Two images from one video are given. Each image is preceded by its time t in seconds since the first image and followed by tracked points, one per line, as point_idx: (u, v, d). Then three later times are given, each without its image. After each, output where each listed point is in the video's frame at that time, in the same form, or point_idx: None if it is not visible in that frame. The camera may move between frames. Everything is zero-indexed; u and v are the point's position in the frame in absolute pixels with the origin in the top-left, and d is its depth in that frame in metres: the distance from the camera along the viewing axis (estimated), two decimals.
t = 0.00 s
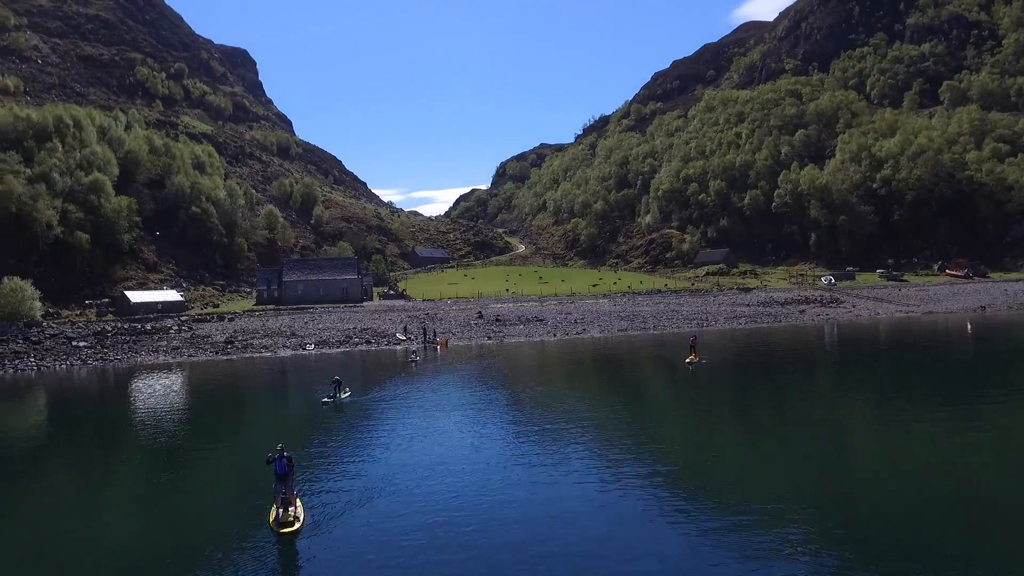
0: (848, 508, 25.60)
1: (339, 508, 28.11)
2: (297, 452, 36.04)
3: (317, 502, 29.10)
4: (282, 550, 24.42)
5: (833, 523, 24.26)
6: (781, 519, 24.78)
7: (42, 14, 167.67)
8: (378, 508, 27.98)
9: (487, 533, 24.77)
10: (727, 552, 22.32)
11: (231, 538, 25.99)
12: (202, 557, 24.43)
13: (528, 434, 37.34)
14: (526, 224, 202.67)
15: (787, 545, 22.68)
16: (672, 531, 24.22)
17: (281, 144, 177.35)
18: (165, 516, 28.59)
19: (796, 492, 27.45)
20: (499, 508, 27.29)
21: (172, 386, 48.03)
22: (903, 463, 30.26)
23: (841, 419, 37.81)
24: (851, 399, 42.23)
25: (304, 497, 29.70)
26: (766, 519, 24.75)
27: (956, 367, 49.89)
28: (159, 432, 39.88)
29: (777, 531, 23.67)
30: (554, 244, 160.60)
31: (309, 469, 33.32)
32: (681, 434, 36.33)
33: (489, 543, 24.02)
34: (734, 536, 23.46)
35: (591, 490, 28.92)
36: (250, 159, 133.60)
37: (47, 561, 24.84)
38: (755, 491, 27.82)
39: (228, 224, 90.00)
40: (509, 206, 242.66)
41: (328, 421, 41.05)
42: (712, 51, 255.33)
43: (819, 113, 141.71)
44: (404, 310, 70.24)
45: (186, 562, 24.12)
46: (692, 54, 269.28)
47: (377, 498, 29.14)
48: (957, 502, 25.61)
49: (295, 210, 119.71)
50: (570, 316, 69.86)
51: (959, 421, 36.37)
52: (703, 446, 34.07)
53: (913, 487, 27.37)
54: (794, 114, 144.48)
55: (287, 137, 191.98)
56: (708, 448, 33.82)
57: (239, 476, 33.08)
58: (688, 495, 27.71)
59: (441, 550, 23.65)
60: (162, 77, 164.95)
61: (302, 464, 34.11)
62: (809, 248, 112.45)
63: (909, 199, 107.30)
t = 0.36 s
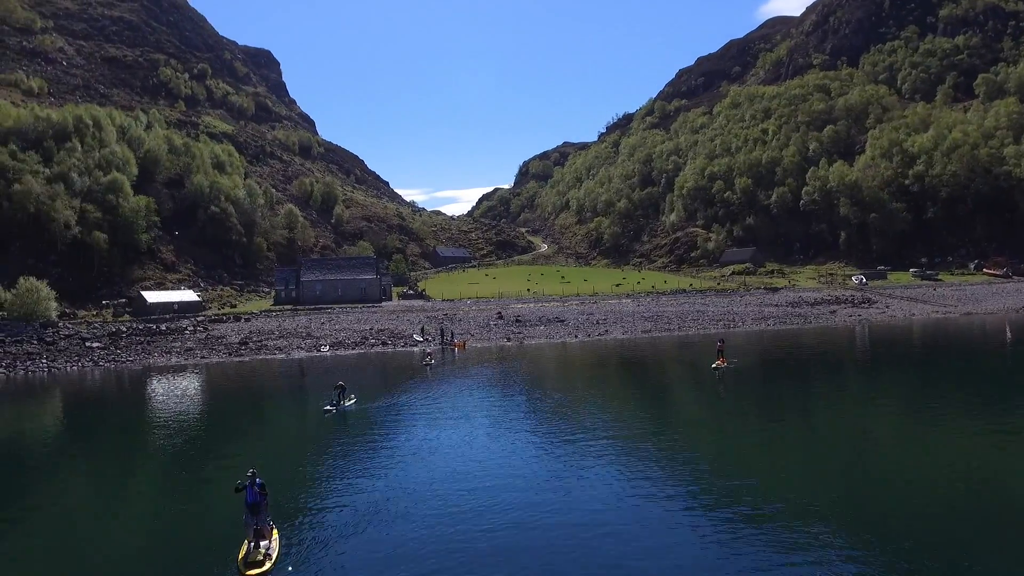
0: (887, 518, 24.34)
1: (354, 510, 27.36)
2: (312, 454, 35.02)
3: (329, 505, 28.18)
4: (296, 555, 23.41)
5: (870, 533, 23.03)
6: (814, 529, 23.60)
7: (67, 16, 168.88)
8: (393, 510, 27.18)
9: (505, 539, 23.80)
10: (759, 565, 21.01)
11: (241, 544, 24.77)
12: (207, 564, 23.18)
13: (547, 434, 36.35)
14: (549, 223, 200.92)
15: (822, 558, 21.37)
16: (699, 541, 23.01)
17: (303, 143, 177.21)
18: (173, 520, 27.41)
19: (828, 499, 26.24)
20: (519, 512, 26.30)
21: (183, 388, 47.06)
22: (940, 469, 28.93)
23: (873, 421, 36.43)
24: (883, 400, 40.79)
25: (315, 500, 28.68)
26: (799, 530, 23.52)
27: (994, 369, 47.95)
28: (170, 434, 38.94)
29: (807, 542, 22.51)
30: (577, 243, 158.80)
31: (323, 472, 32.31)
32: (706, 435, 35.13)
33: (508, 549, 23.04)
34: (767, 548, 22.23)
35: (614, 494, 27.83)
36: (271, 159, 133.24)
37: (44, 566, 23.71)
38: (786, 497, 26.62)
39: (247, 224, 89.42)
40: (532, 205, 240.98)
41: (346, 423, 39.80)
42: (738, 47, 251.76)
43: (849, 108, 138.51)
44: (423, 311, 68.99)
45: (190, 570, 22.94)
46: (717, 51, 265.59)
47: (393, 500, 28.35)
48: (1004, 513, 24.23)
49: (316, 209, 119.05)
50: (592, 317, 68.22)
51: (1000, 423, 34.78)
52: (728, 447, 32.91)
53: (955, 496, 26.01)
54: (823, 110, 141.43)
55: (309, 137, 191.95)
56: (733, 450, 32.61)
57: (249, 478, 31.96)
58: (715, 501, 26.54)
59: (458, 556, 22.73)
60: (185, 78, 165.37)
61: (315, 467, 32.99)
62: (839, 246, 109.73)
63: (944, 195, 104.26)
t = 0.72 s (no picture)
0: (902, 523, 23.41)
1: (358, 510, 26.85)
2: (317, 454, 34.25)
3: (327, 506, 27.38)
4: (290, 561, 22.68)
5: (881, 540, 22.17)
6: (824, 534, 22.76)
7: (77, 16, 168.71)
8: (392, 511, 26.51)
9: (505, 544, 22.97)
10: None
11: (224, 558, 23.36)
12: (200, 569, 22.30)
13: (556, 434, 35.48)
14: (560, 222, 199.25)
15: (833, 567, 20.47)
16: (709, 550, 21.95)
17: (313, 143, 176.36)
18: (157, 529, 26.09)
19: (841, 503, 25.35)
20: (522, 514, 25.43)
21: (181, 389, 45.97)
22: (959, 471, 27.93)
23: (890, 421, 35.31)
24: (904, 401, 39.38)
25: (313, 504, 27.76)
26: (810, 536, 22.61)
27: (1014, 368, 46.59)
28: (169, 434, 38.08)
29: (817, 550, 21.59)
30: (588, 243, 157.10)
31: (327, 472, 31.54)
32: (718, 435, 34.21)
33: (507, 555, 22.18)
34: (779, 557, 21.27)
35: (622, 496, 26.86)
36: (279, 158, 132.23)
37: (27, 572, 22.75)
38: (798, 500, 25.76)
39: (253, 223, 88.32)
40: (543, 204, 239.28)
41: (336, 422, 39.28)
42: (751, 44, 249.12)
43: (865, 104, 136.12)
44: (429, 312, 67.67)
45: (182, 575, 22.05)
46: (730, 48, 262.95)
47: (393, 501, 27.66)
48: None
49: (324, 209, 117.91)
50: (602, 317, 66.73)
51: None
52: (740, 447, 32.00)
53: (976, 501, 24.96)
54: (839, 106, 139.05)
55: (319, 136, 191.06)
56: (745, 450, 31.70)
57: (245, 482, 30.77)
58: (727, 504, 25.57)
59: (454, 562, 21.92)
60: (194, 77, 164.73)
61: (314, 470, 31.86)
62: (855, 244, 107.57)
63: (964, 193, 101.95)
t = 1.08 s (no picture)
0: (928, 526, 22.23)
1: (361, 511, 25.94)
2: (322, 454, 33.33)
3: (328, 509, 26.33)
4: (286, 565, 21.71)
5: (906, 543, 21.08)
6: (849, 538, 21.52)
7: (88, 16, 168.61)
8: (394, 514, 25.54)
9: (511, 547, 21.88)
10: None
11: (215, 569, 22.04)
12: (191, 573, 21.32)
13: (566, 435, 34.31)
14: (573, 221, 197.40)
15: (857, 569, 19.46)
16: (726, 555, 20.72)
17: (324, 142, 175.55)
18: (148, 537, 24.83)
19: (864, 505, 24.13)
20: (528, 518, 24.29)
21: (179, 391, 44.65)
22: (988, 473, 26.63)
23: (915, 423, 33.82)
24: (932, 405, 37.59)
25: (313, 507, 26.65)
26: (833, 537, 21.48)
27: None
28: (168, 436, 37.05)
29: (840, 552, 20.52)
30: (601, 242, 155.27)
31: (330, 472, 30.66)
32: (734, 436, 33.02)
33: (512, 559, 21.09)
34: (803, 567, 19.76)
35: (635, 498, 25.64)
36: (290, 156, 131.25)
37: None
38: (819, 502, 24.55)
39: (261, 222, 87.18)
40: (556, 203, 237.46)
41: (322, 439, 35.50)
42: (766, 41, 246.28)
43: (884, 99, 133.60)
44: (438, 313, 66.19)
45: None
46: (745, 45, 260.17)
47: (395, 502, 26.68)
48: None
49: (333, 208, 116.76)
50: (614, 318, 64.99)
51: None
52: (757, 449, 30.82)
53: (1006, 504, 23.67)
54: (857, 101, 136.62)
55: (330, 135, 190.22)
56: (761, 451, 30.54)
57: (245, 484, 29.83)
58: (745, 507, 24.33)
59: (456, 567, 20.90)
60: (205, 77, 164.24)
61: (315, 473, 30.70)
62: (875, 242, 105.32)
63: (987, 189, 99.52)
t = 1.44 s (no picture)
0: (976, 533, 20.72)
1: (376, 511, 25.00)
2: (337, 454, 32.42)
3: (336, 514, 25.03)
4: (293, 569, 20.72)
5: (952, 549, 19.68)
6: (891, 545, 20.01)
7: (113, 17, 169.54)
8: (410, 513, 24.54)
9: (530, 550, 20.63)
10: None
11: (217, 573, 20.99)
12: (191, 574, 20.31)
13: (589, 436, 33.15)
14: (598, 220, 195.20)
15: None
16: (758, 562, 19.21)
17: (347, 141, 175.03)
18: (142, 543, 23.53)
19: (906, 510, 22.61)
20: (549, 518, 23.14)
21: (190, 393, 43.54)
22: None
23: (956, 424, 32.18)
24: (976, 406, 35.70)
25: (321, 511, 25.43)
26: (866, 541, 20.18)
27: None
28: (179, 436, 36.14)
29: (876, 556, 19.27)
30: (626, 240, 153.06)
31: (346, 472, 29.75)
32: (762, 437, 31.69)
33: (528, 565, 19.73)
34: None
35: (662, 503, 24.09)
36: (311, 155, 130.59)
37: None
38: (856, 506, 23.07)
39: (281, 221, 86.29)
40: (581, 202, 235.24)
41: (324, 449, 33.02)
42: (795, 35, 241.97)
43: (918, 93, 129.99)
44: (459, 313, 64.84)
45: None
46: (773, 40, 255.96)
47: (408, 504, 25.55)
48: None
49: (355, 207, 115.80)
50: (639, 319, 63.11)
51: None
52: (789, 451, 29.37)
53: None
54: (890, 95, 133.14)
55: (353, 134, 189.74)
56: (792, 452, 29.16)
57: (256, 484, 28.88)
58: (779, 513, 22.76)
59: (468, 571, 19.64)
60: (227, 77, 164.45)
61: (326, 476, 29.47)
62: (910, 240, 102.25)
63: None
